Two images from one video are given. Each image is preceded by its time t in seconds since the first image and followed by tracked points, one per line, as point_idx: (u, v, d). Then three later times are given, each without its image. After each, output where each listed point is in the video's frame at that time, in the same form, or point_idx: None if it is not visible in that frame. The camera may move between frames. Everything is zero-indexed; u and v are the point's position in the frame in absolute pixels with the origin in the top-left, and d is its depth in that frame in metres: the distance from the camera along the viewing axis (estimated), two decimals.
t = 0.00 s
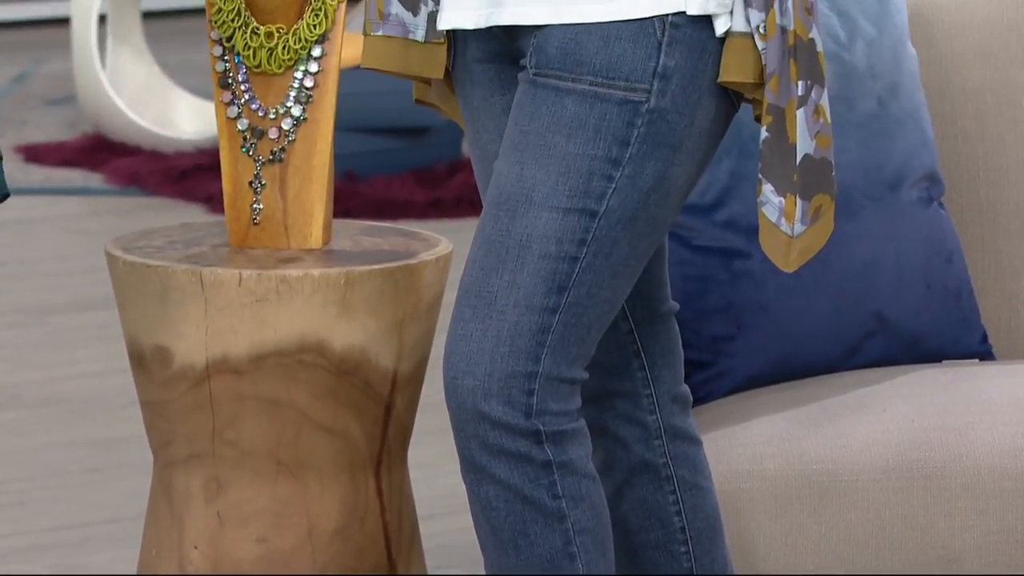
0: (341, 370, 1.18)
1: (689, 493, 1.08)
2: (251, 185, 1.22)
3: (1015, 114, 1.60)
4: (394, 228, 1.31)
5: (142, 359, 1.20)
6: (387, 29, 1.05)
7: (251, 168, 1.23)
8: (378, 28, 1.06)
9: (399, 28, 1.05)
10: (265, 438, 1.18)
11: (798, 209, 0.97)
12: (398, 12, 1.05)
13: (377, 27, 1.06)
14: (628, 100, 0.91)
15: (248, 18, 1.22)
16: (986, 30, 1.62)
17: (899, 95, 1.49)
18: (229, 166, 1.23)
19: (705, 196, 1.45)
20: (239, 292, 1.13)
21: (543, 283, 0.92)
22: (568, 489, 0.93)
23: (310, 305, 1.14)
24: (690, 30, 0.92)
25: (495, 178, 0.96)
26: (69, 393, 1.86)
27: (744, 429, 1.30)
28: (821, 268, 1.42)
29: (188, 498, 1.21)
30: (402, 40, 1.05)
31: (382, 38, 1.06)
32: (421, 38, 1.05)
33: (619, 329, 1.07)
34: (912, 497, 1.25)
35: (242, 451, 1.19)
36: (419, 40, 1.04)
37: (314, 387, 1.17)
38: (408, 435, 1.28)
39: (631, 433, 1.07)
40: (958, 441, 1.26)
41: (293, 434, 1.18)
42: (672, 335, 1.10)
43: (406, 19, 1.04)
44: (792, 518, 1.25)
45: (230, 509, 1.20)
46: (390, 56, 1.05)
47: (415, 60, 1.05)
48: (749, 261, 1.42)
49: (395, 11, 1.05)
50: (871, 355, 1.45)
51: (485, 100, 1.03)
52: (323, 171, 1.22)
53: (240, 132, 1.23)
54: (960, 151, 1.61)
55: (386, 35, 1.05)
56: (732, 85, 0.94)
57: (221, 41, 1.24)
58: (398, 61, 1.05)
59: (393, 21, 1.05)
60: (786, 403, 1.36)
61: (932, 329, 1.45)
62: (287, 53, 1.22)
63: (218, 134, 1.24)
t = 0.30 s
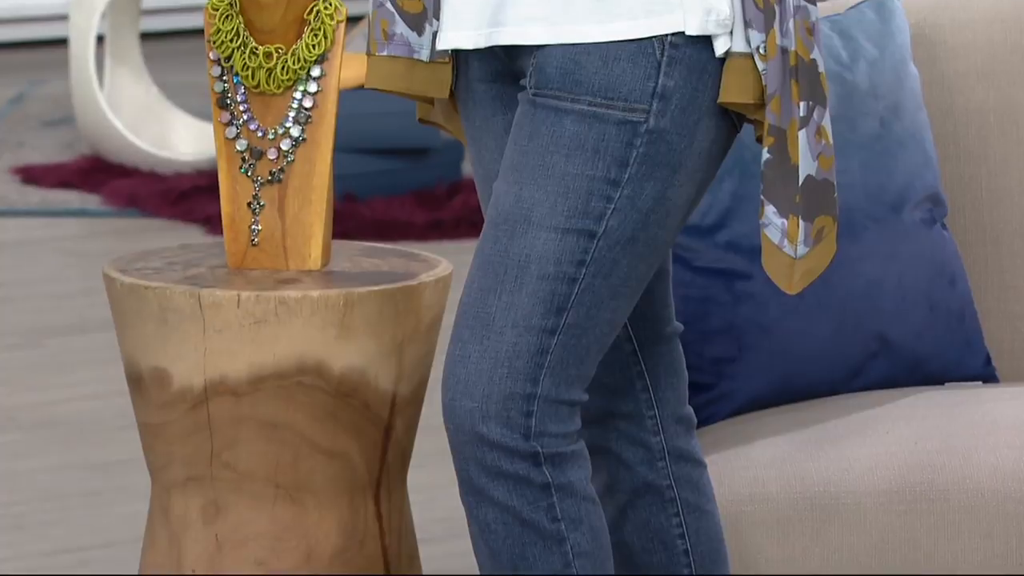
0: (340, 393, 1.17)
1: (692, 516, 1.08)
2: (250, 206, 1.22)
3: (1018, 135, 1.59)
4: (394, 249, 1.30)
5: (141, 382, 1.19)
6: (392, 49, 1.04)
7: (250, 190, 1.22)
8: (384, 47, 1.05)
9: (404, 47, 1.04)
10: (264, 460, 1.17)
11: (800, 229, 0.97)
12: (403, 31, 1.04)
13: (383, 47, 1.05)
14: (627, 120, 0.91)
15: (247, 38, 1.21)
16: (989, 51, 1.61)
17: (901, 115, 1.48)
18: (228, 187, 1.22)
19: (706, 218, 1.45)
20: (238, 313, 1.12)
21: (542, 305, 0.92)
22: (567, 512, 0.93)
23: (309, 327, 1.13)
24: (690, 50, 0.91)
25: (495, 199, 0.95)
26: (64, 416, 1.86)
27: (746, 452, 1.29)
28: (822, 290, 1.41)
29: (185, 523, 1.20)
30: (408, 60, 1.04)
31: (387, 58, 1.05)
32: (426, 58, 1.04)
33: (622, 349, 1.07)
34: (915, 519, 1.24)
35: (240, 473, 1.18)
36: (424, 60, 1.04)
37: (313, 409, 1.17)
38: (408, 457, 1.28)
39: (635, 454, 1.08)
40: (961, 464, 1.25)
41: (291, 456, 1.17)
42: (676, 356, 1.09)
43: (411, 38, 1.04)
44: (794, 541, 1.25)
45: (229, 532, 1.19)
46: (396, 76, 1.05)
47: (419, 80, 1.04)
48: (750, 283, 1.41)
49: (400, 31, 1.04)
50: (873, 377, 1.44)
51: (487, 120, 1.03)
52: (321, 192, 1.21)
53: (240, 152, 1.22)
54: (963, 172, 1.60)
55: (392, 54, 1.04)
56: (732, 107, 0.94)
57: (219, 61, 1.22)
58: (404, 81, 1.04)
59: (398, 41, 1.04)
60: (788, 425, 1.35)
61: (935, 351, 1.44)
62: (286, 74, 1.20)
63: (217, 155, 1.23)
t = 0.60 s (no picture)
0: (339, 415, 1.16)
1: (693, 539, 1.09)
2: (248, 228, 1.21)
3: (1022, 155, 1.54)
4: (393, 271, 1.29)
5: (138, 405, 1.18)
6: (390, 69, 1.04)
7: (248, 211, 1.21)
8: (383, 68, 1.05)
9: (403, 67, 1.04)
10: (263, 483, 1.16)
11: (804, 250, 0.96)
12: (402, 51, 1.04)
13: (381, 67, 1.05)
14: (629, 140, 0.90)
15: (246, 59, 1.20)
16: (992, 72, 1.56)
17: (904, 136, 1.47)
18: (226, 208, 1.21)
19: (707, 238, 1.43)
20: (236, 335, 1.11)
21: (543, 326, 0.91)
22: (568, 534, 0.92)
23: (308, 349, 1.13)
24: (692, 70, 0.91)
25: (495, 219, 0.95)
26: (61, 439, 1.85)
27: (748, 474, 1.28)
28: (824, 312, 1.40)
29: (183, 546, 1.19)
30: (408, 80, 1.04)
31: (385, 78, 1.04)
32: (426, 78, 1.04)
33: (622, 371, 1.07)
34: (918, 543, 1.23)
35: (238, 497, 1.17)
36: (424, 80, 1.03)
37: (311, 432, 1.16)
38: (407, 480, 1.27)
39: (635, 477, 1.08)
40: (965, 487, 1.24)
41: (290, 479, 1.16)
42: (677, 378, 1.09)
43: (411, 59, 1.04)
44: (797, 565, 1.23)
45: (227, 556, 1.17)
46: (396, 96, 1.04)
47: (419, 101, 1.04)
48: (752, 304, 1.40)
49: (400, 51, 1.04)
50: (876, 401, 1.43)
51: (487, 139, 1.02)
52: (321, 213, 1.20)
53: (238, 173, 1.21)
54: (965, 195, 1.55)
55: (391, 75, 1.04)
56: (735, 127, 0.93)
57: (218, 82, 1.21)
58: (404, 101, 1.04)
59: (398, 60, 1.04)
60: (790, 448, 1.34)
61: (938, 374, 1.43)
62: (285, 94, 1.19)
63: (215, 177, 1.22)
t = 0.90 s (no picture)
0: (336, 438, 1.15)
1: (693, 563, 1.08)
2: (246, 249, 1.20)
3: None
4: (393, 292, 1.28)
5: (134, 429, 1.16)
6: (388, 88, 1.04)
7: (246, 232, 1.20)
8: (382, 86, 1.04)
9: (402, 86, 1.03)
10: (260, 506, 1.15)
11: (805, 273, 0.95)
12: (400, 70, 1.04)
13: (380, 85, 1.04)
14: (629, 160, 0.90)
15: (244, 78, 1.19)
16: (996, 92, 1.56)
17: (907, 157, 1.46)
18: (223, 230, 1.20)
19: (709, 260, 1.42)
20: (233, 356, 1.10)
21: (542, 348, 0.90)
22: (569, 558, 0.91)
23: (306, 371, 1.12)
24: (693, 90, 0.90)
25: (494, 240, 0.94)
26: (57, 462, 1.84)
27: (751, 497, 1.27)
28: (828, 334, 1.39)
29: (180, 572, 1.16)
30: (406, 99, 1.03)
31: (383, 97, 1.04)
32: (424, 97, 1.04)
33: (622, 394, 1.06)
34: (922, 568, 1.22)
35: (236, 521, 1.15)
36: (423, 99, 1.02)
37: (309, 455, 1.14)
38: (406, 504, 1.25)
39: (634, 501, 1.07)
40: (970, 511, 1.23)
41: (288, 502, 1.15)
42: (678, 400, 1.08)
43: (409, 77, 1.03)
44: None
45: None
46: (394, 115, 1.03)
47: (417, 120, 1.03)
48: (754, 326, 1.39)
49: (398, 70, 1.04)
50: (880, 424, 1.42)
51: (486, 159, 1.02)
52: (319, 234, 1.19)
53: (235, 194, 1.20)
54: (970, 217, 1.54)
55: (388, 93, 1.03)
56: (737, 147, 0.92)
57: (215, 102, 1.20)
58: (403, 120, 1.03)
59: (395, 79, 1.04)
60: (793, 471, 1.33)
61: (943, 398, 1.42)
62: (283, 113, 1.18)
63: (213, 197, 1.21)
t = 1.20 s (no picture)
0: (334, 462, 1.13)
1: None
2: (243, 270, 1.18)
3: None
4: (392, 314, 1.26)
5: (129, 452, 1.15)
6: (392, 107, 1.02)
7: (243, 253, 1.19)
8: (384, 105, 1.02)
9: (406, 105, 1.02)
10: (256, 532, 1.12)
11: (811, 296, 0.94)
12: (404, 88, 1.02)
13: (383, 105, 1.02)
14: (633, 181, 0.89)
15: (240, 97, 1.17)
16: (1003, 112, 1.54)
17: (913, 178, 1.45)
18: (219, 251, 1.19)
19: (712, 281, 1.40)
20: (229, 380, 1.09)
21: (544, 372, 0.90)
22: None
23: (303, 395, 1.10)
24: (698, 110, 0.90)
25: (496, 262, 0.93)
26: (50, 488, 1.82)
27: (755, 523, 1.26)
28: (833, 357, 1.38)
29: None
30: (409, 118, 1.02)
31: (387, 116, 1.02)
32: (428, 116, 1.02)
33: (628, 417, 1.05)
34: None
35: (231, 547, 1.13)
36: (426, 118, 1.01)
37: (307, 479, 1.13)
38: (405, 528, 1.23)
39: (640, 526, 1.07)
40: (977, 537, 1.21)
41: (285, 527, 1.13)
42: (684, 423, 1.07)
43: (413, 96, 1.02)
44: None
45: None
46: (397, 134, 1.02)
47: (419, 139, 1.02)
48: (758, 349, 1.38)
49: (401, 88, 1.02)
50: (885, 448, 1.40)
51: (488, 179, 1.01)
52: (316, 256, 1.18)
53: (232, 215, 1.18)
54: (976, 238, 1.53)
55: (392, 113, 1.02)
56: (741, 168, 0.91)
57: (212, 122, 1.19)
58: (405, 139, 1.02)
59: (399, 98, 1.02)
60: (798, 496, 1.31)
61: (949, 422, 1.40)
62: (281, 133, 1.17)
63: (209, 219, 1.19)
